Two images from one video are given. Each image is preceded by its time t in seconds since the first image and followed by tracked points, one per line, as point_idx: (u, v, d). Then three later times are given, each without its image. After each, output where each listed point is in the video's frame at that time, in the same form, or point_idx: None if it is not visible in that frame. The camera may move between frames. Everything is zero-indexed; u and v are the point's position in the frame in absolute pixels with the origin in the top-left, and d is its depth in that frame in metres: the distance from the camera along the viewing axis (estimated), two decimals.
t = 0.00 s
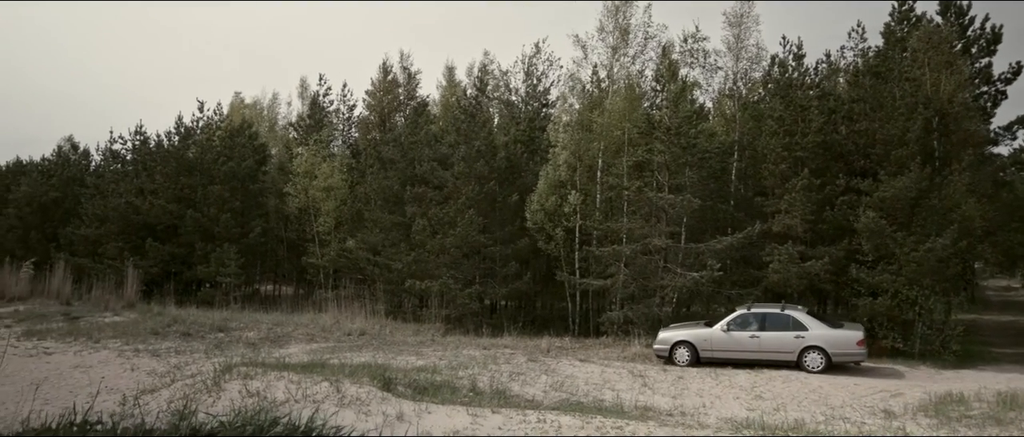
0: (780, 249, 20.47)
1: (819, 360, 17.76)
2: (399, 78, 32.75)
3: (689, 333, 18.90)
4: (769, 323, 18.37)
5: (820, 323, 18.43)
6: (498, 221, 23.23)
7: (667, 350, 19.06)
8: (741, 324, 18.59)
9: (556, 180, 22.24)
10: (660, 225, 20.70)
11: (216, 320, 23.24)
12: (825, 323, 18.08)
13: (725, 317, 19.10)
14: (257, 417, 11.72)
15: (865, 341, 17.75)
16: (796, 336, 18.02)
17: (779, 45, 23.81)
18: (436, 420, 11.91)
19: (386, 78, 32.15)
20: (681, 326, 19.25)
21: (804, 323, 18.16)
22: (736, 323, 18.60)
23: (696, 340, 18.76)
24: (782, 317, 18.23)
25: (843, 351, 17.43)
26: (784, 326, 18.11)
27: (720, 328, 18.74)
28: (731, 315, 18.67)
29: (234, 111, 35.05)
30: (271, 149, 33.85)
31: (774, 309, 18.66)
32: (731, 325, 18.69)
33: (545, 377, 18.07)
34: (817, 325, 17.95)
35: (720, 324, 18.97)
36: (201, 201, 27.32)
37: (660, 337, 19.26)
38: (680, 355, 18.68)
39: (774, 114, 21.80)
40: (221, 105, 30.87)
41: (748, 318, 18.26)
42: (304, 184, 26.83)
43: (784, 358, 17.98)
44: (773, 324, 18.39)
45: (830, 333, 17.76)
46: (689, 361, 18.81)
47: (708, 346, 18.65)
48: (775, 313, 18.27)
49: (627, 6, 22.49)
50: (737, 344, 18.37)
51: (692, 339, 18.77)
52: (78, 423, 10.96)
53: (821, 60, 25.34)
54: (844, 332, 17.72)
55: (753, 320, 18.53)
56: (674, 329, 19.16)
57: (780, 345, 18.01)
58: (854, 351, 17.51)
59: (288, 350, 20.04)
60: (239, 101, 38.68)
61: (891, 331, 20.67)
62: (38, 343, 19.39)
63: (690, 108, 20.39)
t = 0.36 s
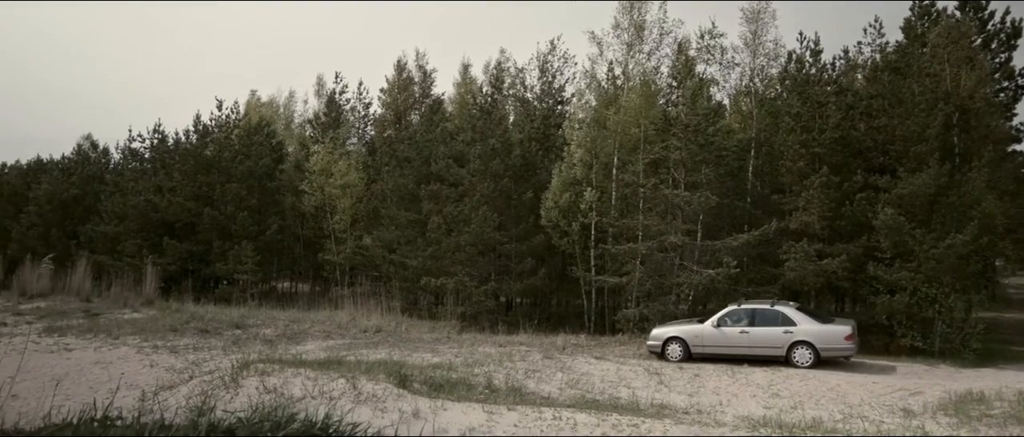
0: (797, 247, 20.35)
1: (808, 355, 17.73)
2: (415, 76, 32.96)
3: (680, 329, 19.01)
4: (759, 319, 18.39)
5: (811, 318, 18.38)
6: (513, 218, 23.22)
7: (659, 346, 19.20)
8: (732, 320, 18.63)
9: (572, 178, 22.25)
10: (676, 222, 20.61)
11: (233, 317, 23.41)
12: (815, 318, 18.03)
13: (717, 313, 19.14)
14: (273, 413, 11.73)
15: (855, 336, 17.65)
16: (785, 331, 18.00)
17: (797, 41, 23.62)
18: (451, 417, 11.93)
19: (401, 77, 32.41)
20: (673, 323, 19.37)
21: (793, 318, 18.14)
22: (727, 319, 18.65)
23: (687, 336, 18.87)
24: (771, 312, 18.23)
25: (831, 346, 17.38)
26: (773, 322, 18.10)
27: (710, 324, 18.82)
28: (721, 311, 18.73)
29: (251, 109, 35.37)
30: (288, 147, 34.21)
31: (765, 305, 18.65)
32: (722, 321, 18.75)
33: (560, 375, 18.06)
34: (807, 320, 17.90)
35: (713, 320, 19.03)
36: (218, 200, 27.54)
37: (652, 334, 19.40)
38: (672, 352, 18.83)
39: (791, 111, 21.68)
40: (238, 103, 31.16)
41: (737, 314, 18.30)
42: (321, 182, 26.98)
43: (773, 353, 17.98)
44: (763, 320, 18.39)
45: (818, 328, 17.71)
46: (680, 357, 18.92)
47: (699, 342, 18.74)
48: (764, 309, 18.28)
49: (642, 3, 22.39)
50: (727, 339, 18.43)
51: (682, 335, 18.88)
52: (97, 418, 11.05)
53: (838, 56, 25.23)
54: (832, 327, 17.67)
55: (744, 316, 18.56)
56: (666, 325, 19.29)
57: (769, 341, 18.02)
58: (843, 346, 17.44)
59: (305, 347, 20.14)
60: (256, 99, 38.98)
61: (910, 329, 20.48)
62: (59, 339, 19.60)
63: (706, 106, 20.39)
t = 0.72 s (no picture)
0: (816, 244, 20.16)
1: (796, 352, 17.80)
2: (431, 73, 33.08)
3: (672, 325, 19.16)
4: (750, 316, 18.45)
5: (802, 315, 18.40)
6: (531, 215, 23.31)
7: (651, 343, 19.39)
8: (723, 316, 18.71)
9: (588, 175, 22.29)
10: (694, 220, 20.51)
11: (252, 314, 23.58)
12: (805, 315, 18.05)
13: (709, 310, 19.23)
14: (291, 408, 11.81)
15: (843, 333, 17.67)
16: (775, 328, 18.06)
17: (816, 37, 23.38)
18: (467, 413, 11.95)
19: (417, 74, 32.54)
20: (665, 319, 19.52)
21: (783, 315, 18.17)
22: (718, 316, 18.74)
23: (678, 333, 19.01)
24: (761, 309, 18.29)
25: (819, 343, 17.43)
26: (764, 319, 18.20)
27: (701, 320, 18.92)
28: (712, 308, 18.82)
29: (268, 107, 35.67)
30: (307, 145, 34.55)
31: (757, 302, 18.74)
32: (713, 318, 18.84)
33: (577, 372, 18.03)
34: (795, 317, 17.93)
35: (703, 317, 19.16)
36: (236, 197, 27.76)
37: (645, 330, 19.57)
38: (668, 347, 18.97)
39: (811, 107, 21.48)
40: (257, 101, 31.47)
41: (728, 311, 18.43)
42: (338, 179, 27.13)
43: (763, 350, 18.06)
44: (754, 316, 18.45)
45: (808, 325, 17.74)
46: (672, 353, 19.09)
47: (690, 339, 18.88)
48: (754, 306, 18.34)
49: None
50: (718, 336, 18.54)
51: (674, 332, 19.03)
52: (118, 414, 11.12)
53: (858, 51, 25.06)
54: (822, 324, 17.69)
55: (733, 313, 18.63)
56: (658, 322, 19.45)
57: (759, 338, 18.10)
58: (832, 343, 17.47)
59: (322, 344, 20.23)
60: (273, 97, 39.26)
61: (931, 327, 20.32)
62: (81, 335, 19.83)
63: (724, 103, 20.48)
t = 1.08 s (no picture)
0: (836, 242, 19.95)
1: (785, 349, 17.75)
2: (448, 71, 33.21)
3: (666, 322, 19.43)
4: (742, 313, 18.53)
5: (794, 313, 18.32)
6: (549, 214, 23.58)
7: (646, 339, 19.70)
8: (715, 314, 18.86)
9: (605, 173, 22.19)
10: (711, 217, 20.38)
11: (271, 312, 23.74)
12: (795, 312, 17.98)
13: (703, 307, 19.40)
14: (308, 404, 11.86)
15: (833, 331, 17.52)
16: (764, 325, 18.07)
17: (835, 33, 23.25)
18: (484, 411, 11.97)
19: (434, 72, 32.64)
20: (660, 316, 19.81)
21: (774, 312, 18.15)
22: (710, 313, 18.91)
23: (672, 330, 19.27)
24: (751, 306, 18.34)
25: (807, 340, 17.37)
26: (754, 316, 18.27)
27: (694, 317, 19.12)
28: (703, 305, 18.99)
29: (286, 106, 35.96)
30: (324, 143, 34.80)
31: (750, 299, 18.79)
32: (706, 315, 19.02)
33: (595, 371, 17.98)
34: (784, 314, 17.89)
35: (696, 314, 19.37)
36: (254, 196, 28.05)
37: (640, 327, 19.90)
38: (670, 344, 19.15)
39: (830, 104, 21.34)
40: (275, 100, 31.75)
41: (718, 308, 18.59)
42: (355, 178, 27.31)
43: (753, 347, 18.10)
44: (745, 313, 18.51)
45: (797, 322, 17.67)
46: (666, 349, 19.36)
47: (682, 335, 19.10)
48: (744, 303, 18.41)
49: None
50: (709, 333, 18.70)
51: (667, 328, 19.29)
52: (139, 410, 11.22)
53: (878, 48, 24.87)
54: (811, 321, 17.59)
55: (724, 310, 18.75)
56: (653, 319, 19.76)
57: (748, 335, 18.16)
58: (821, 340, 17.34)
59: (340, 341, 20.31)
60: (291, 96, 39.55)
61: (953, 326, 20.11)
62: (103, 331, 20.05)
63: (741, 100, 20.31)
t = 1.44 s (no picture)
0: (858, 240, 19.73)
1: (776, 345, 17.83)
2: (466, 69, 33.30)
3: (660, 320, 19.69)
4: (735, 310, 18.70)
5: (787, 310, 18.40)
6: (566, 211, 23.67)
7: (641, 337, 19.95)
8: (708, 311, 19.06)
9: (624, 170, 22.12)
10: (731, 215, 20.22)
11: (291, 309, 23.91)
12: (786, 309, 18.07)
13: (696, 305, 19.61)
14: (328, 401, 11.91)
15: (824, 327, 17.56)
16: (756, 322, 18.21)
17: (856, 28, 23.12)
18: (503, 409, 11.99)
19: (453, 70, 32.73)
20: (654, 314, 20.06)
21: (765, 310, 18.28)
22: (703, 311, 19.12)
23: (665, 327, 19.51)
24: (743, 304, 18.50)
25: (798, 337, 17.44)
26: (745, 313, 18.43)
27: (687, 315, 19.34)
28: (696, 302, 19.21)
29: (305, 105, 36.22)
30: (342, 141, 35.04)
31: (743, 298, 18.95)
32: (699, 312, 19.23)
33: (614, 369, 17.93)
34: (774, 311, 18.01)
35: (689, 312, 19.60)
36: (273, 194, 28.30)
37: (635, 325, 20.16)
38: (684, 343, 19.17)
39: (851, 101, 21.18)
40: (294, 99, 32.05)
41: (710, 305, 18.80)
42: (374, 176, 27.48)
43: (746, 344, 18.23)
44: (738, 311, 18.67)
45: (787, 319, 17.77)
46: (661, 347, 19.60)
47: (676, 333, 19.33)
48: (736, 300, 18.59)
49: None
50: (702, 330, 18.90)
51: (661, 326, 19.55)
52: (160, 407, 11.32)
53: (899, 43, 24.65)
54: (802, 318, 17.66)
55: (716, 308, 18.95)
56: (648, 316, 20.03)
57: (740, 332, 18.31)
58: (812, 337, 17.38)
59: (358, 339, 20.40)
60: (310, 95, 39.84)
61: (977, 325, 19.90)
62: (125, 328, 20.27)
63: (761, 96, 20.20)
